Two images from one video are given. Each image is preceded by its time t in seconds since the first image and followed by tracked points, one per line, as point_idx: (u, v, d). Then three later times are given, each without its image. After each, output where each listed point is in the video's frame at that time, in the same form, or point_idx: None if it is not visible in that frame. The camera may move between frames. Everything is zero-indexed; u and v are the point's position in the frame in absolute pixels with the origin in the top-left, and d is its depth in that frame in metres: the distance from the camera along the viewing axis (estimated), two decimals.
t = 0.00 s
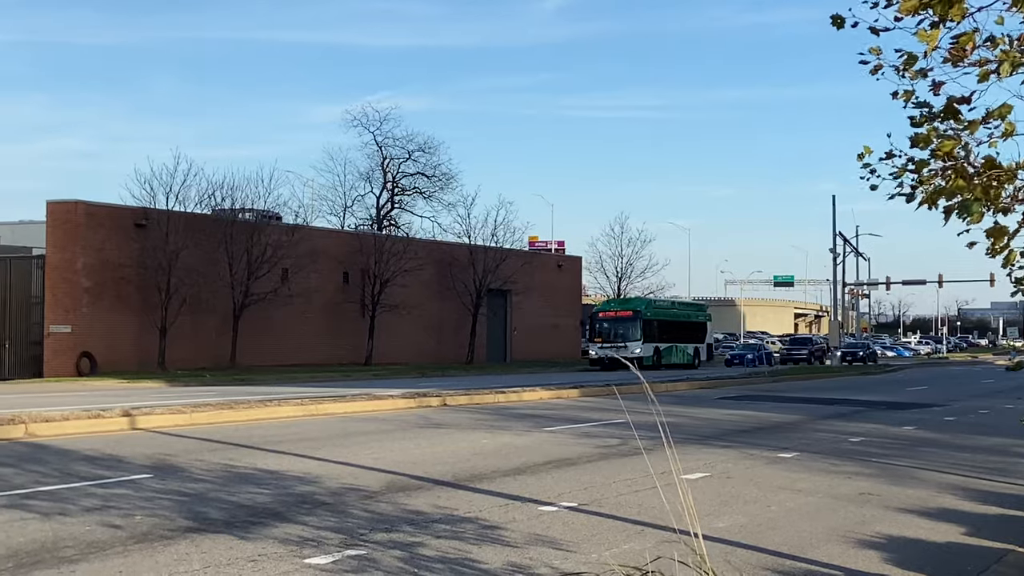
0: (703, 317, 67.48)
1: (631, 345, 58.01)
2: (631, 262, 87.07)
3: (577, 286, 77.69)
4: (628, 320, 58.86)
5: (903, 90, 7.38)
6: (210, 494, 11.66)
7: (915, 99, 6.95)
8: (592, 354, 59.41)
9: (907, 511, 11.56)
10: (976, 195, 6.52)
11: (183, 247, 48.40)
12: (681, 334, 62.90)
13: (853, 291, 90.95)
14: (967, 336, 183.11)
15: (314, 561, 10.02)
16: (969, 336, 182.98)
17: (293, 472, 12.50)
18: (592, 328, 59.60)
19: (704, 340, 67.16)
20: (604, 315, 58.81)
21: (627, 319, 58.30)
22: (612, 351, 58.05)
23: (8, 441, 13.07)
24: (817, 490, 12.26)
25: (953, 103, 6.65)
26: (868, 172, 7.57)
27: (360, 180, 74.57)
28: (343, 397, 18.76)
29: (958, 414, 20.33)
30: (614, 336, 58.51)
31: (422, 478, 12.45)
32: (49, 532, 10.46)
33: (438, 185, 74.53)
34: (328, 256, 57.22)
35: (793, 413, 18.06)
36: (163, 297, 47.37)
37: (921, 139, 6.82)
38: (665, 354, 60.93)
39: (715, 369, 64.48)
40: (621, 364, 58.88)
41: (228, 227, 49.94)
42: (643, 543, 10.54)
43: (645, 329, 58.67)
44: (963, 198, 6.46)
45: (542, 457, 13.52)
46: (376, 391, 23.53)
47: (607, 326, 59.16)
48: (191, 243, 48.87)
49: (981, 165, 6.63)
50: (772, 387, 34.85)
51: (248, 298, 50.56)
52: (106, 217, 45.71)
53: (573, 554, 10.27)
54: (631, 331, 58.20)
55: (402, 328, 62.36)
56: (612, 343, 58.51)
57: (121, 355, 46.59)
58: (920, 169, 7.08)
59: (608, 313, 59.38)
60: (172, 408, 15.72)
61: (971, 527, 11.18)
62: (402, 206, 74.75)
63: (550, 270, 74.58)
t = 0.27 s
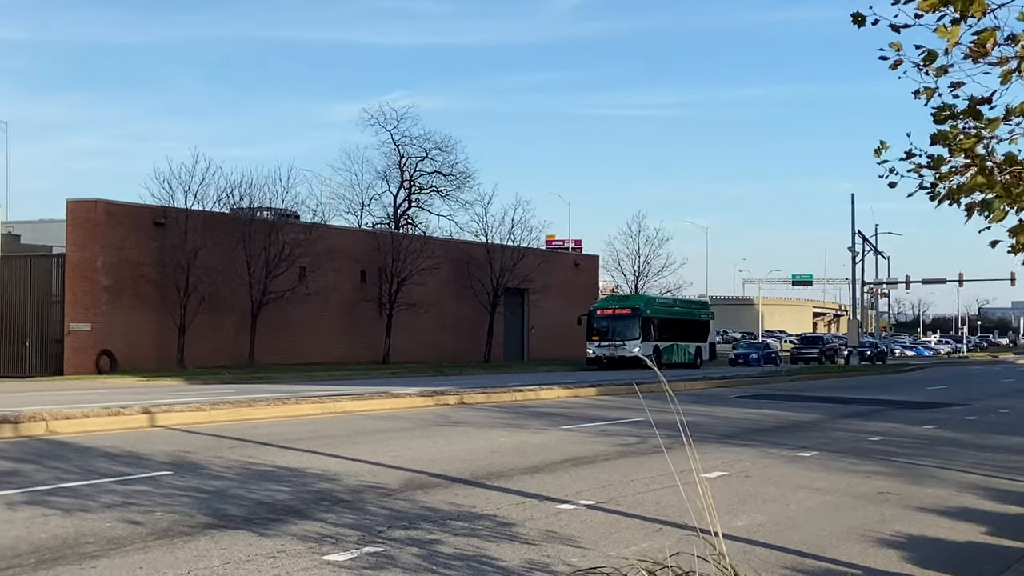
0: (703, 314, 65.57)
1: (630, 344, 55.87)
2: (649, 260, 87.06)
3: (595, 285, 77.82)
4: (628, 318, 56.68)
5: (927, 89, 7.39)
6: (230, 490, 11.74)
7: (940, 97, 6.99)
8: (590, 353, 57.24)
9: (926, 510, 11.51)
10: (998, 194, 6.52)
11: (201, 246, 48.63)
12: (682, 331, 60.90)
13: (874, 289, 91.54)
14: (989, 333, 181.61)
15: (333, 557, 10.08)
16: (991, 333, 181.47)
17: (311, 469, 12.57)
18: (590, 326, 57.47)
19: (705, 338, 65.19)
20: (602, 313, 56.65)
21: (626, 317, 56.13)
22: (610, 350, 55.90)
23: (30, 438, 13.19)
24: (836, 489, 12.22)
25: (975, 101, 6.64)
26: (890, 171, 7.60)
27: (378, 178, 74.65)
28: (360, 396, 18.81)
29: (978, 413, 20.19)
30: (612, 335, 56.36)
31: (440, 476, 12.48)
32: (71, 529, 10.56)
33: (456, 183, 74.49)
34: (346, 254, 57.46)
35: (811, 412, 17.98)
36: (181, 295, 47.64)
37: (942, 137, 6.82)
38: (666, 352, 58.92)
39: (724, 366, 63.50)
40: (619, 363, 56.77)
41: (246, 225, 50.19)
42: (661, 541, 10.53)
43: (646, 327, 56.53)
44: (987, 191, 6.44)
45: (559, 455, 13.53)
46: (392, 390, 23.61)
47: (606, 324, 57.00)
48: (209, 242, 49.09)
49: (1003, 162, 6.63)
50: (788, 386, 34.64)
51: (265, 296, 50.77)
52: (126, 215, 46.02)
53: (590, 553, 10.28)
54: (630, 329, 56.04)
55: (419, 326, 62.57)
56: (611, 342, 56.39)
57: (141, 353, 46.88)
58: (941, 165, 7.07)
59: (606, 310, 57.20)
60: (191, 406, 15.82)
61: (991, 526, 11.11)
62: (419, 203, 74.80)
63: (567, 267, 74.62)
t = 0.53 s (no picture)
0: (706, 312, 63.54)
1: (625, 342, 54.38)
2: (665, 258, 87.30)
3: (611, 282, 78.30)
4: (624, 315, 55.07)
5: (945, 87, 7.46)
6: (245, 487, 11.75)
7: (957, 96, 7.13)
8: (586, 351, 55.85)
9: (942, 510, 11.48)
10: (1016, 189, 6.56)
11: (218, 243, 48.59)
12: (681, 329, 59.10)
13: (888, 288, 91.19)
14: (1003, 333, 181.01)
15: (348, 554, 10.09)
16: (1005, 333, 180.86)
17: (327, 467, 12.57)
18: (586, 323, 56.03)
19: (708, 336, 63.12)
20: (598, 310, 55.17)
21: (622, 315, 54.59)
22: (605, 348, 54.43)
23: (47, 434, 13.23)
24: (851, 488, 12.20)
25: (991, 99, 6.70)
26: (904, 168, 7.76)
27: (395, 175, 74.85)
28: (376, 393, 18.84)
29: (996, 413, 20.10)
30: (608, 332, 54.88)
31: (455, 474, 12.47)
32: (87, 525, 10.60)
33: (472, 181, 74.66)
34: (362, 252, 57.54)
35: (827, 411, 17.94)
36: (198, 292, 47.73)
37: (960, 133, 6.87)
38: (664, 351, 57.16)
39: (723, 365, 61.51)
40: (615, 362, 55.30)
41: (262, 222, 50.14)
42: (675, 540, 10.50)
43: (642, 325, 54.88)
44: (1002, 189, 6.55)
45: (575, 453, 13.51)
46: (408, 388, 23.63)
47: (601, 322, 55.39)
48: (226, 239, 49.02)
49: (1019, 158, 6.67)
50: (803, 384, 34.47)
51: (282, 293, 50.81)
52: (143, 213, 46.09)
53: (606, 551, 10.26)
54: (626, 327, 54.53)
55: (433, 323, 62.78)
56: (607, 340, 54.87)
57: (157, 350, 47.03)
58: (958, 163, 7.12)
59: (602, 308, 55.66)
60: (208, 403, 15.85)
61: (1007, 526, 11.07)
62: (435, 201, 74.99)
63: (582, 265, 74.81)
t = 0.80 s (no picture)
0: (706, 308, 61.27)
1: (618, 341, 52.26)
2: (681, 257, 87.35)
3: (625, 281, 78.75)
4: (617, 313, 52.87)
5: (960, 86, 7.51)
6: (260, 485, 11.76)
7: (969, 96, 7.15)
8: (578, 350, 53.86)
9: (956, 510, 11.45)
10: None
11: (233, 241, 48.58)
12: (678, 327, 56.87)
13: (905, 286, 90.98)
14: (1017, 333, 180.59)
15: (361, 552, 10.11)
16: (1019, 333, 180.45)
17: (341, 464, 12.58)
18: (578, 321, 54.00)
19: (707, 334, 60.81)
20: (589, 307, 53.12)
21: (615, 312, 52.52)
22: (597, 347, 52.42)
23: (63, 431, 13.30)
24: (866, 487, 12.17)
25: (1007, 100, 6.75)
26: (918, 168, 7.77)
27: (410, 173, 75.07)
28: (391, 390, 18.86)
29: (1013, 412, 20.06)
30: (600, 330, 52.84)
31: (469, 472, 12.47)
32: (101, 522, 10.62)
33: (487, 178, 74.82)
34: (377, 250, 57.60)
35: (842, 410, 17.91)
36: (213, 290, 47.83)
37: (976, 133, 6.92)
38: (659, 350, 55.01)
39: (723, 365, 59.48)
40: (608, 361, 53.26)
41: (276, 220, 50.09)
42: (689, 538, 10.49)
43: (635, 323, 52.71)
44: (1018, 192, 6.56)
45: (590, 452, 13.50)
46: (423, 385, 23.67)
47: (593, 319, 53.23)
48: (241, 237, 48.99)
49: None
50: (818, 383, 34.30)
51: (297, 291, 50.89)
52: (159, 210, 46.16)
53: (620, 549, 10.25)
54: (619, 326, 52.36)
55: (447, 321, 62.95)
56: (599, 338, 52.76)
57: (173, 347, 47.03)
58: (973, 162, 7.17)
59: (594, 305, 53.44)
60: (223, 400, 15.88)
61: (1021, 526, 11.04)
62: (451, 199, 75.17)
63: (597, 263, 74.95)
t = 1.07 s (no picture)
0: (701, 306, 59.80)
1: (608, 339, 50.91)
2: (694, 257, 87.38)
3: (637, 280, 78.92)
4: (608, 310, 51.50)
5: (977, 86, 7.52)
6: (272, 482, 11.75)
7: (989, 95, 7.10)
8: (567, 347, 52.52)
9: (970, 509, 11.42)
10: None
11: (247, 238, 48.65)
12: (671, 325, 55.46)
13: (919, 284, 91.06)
14: None
15: (374, 549, 10.12)
16: None
17: (354, 461, 12.58)
18: (567, 318, 52.69)
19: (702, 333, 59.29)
20: (579, 303, 51.81)
21: (605, 309, 51.17)
22: (586, 345, 51.12)
23: (77, 427, 13.34)
24: (880, 486, 12.15)
25: None
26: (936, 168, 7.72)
27: (423, 171, 75.13)
28: (405, 387, 18.87)
29: None
30: (589, 327, 51.50)
31: (483, 470, 12.46)
32: (115, 517, 10.65)
33: (501, 176, 74.82)
34: (389, 248, 57.67)
35: (856, 409, 17.89)
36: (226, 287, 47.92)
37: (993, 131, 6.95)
38: (651, 349, 53.60)
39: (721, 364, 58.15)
40: (598, 359, 51.86)
41: (290, 217, 50.14)
42: (703, 537, 10.47)
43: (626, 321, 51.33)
44: None
45: (602, 450, 13.49)
46: (437, 382, 23.69)
47: (583, 317, 51.85)
48: (255, 234, 49.07)
49: None
50: (831, 383, 34.21)
51: (310, 288, 51.00)
52: (172, 207, 46.22)
53: (632, 547, 10.25)
54: (610, 323, 51.00)
55: (461, 318, 63.11)
56: (588, 336, 51.37)
57: (187, 344, 47.11)
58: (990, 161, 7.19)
59: (584, 302, 52.06)
60: (236, 397, 15.91)
61: None
62: (463, 197, 75.22)
63: (610, 261, 75.18)
